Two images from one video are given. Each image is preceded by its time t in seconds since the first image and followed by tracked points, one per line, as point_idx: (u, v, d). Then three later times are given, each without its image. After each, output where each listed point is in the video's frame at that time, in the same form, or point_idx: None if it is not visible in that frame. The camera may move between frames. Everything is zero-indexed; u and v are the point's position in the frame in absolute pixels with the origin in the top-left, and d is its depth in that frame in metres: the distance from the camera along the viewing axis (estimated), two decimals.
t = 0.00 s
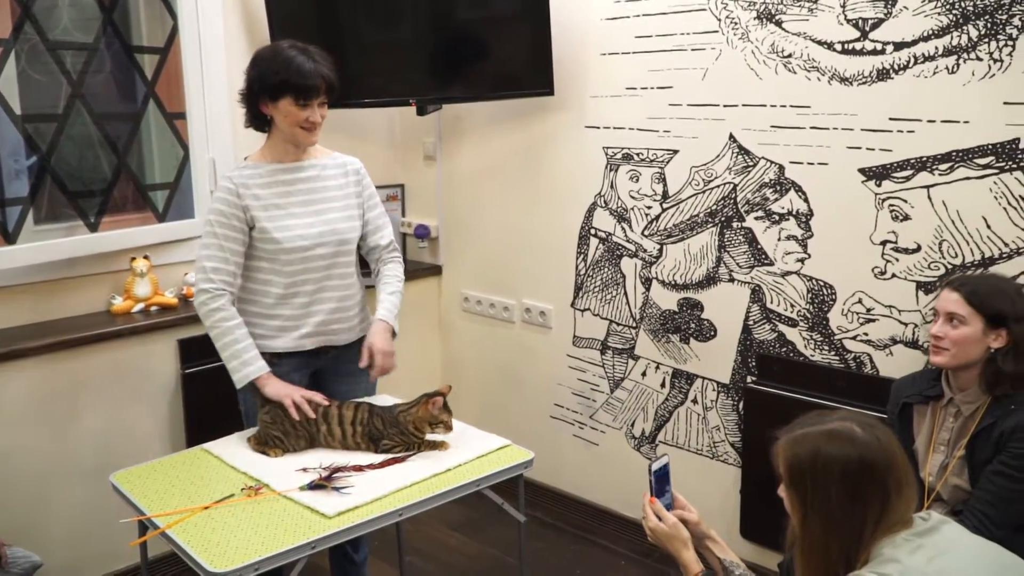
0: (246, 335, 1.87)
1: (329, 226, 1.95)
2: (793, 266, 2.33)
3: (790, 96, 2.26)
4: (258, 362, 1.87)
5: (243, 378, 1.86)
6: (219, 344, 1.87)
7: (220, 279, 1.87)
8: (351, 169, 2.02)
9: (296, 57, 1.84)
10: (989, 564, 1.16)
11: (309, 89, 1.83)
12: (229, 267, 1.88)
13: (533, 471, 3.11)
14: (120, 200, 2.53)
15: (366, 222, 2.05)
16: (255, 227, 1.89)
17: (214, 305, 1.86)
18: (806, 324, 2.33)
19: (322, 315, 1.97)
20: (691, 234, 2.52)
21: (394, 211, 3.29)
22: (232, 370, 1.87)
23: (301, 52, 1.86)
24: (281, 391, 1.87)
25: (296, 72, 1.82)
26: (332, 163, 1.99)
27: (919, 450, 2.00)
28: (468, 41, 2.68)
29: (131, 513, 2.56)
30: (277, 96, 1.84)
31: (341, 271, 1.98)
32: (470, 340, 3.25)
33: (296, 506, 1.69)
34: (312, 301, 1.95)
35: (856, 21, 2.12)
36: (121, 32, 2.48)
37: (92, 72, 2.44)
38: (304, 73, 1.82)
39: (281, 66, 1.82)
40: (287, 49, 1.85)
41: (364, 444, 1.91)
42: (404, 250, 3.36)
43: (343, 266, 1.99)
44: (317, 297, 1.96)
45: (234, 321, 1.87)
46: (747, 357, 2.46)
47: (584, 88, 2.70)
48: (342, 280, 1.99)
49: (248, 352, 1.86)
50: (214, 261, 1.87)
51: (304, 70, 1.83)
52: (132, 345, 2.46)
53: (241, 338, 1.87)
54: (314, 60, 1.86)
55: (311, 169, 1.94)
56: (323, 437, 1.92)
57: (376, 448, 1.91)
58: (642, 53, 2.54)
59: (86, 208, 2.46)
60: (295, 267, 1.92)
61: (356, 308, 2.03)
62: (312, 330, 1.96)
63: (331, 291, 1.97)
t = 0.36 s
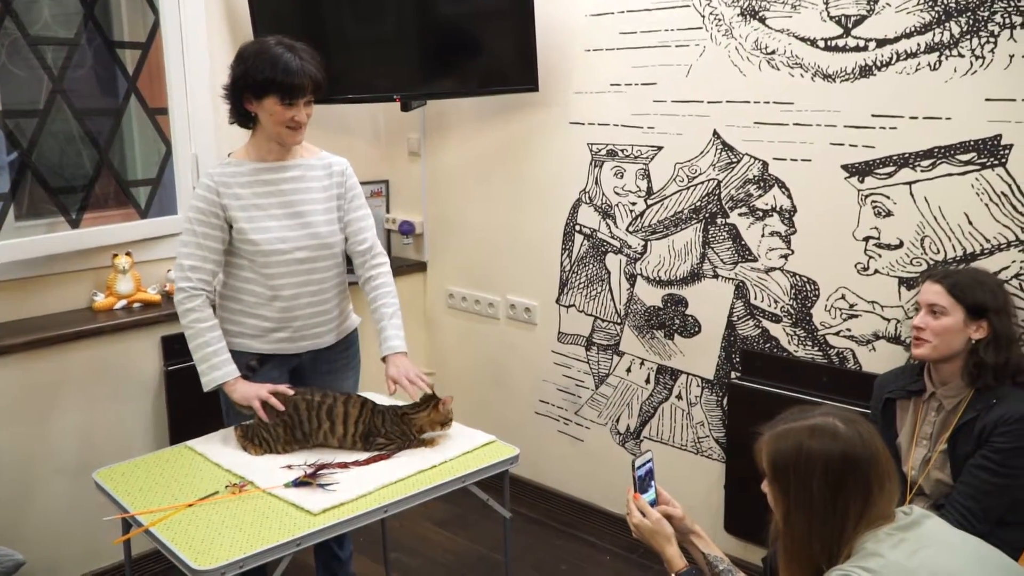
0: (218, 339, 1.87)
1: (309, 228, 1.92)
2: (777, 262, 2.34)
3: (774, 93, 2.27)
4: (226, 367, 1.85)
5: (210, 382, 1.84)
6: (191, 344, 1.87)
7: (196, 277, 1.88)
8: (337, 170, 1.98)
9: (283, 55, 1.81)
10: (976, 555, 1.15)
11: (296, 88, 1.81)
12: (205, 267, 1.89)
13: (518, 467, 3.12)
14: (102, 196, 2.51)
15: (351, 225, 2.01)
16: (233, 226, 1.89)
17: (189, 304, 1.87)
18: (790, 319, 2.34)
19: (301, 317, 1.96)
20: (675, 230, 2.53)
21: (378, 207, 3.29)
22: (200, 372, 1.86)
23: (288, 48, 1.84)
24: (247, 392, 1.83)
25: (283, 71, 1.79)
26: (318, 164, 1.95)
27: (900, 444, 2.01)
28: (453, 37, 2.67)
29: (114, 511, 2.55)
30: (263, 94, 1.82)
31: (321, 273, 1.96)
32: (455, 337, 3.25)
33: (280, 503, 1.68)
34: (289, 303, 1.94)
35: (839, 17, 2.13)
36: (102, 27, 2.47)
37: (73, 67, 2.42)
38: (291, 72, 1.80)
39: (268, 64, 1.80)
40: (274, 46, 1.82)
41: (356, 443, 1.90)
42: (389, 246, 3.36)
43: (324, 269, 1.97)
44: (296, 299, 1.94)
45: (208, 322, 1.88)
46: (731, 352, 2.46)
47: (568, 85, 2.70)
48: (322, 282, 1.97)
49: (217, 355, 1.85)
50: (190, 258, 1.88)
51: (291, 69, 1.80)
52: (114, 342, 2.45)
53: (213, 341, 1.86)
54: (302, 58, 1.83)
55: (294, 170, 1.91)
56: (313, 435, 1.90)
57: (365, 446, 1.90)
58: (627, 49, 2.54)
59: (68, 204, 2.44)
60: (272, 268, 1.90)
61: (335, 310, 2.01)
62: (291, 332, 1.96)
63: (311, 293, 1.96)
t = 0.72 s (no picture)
0: (211, 340, 1.90)
1: (299, 231, 1.91)
2: (770, 259, 2.34)
3: (767, 90, 2.27)
4: (218, 369, 1.89)
5: (200, 380, 1.88)
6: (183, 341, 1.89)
7: (189, 275, 1.89)
8: (332, 172, 1.96)
9: (283, 54, 1.80)
10: (967, 550, 1.15)
11: (295, 87, 1.80)
12: (199, 266, 1.90)
13: (512, 464, 3.12)
14: (94, 192, 2.51)
15: (343, 228, 1.99)
16: (224, 225, 1.89)
17: (182, 303, 1.89)
18: (783, 316, 2.35)
19: (289, 317, 1.95)
20: (668, 227, 2.53)
21: (372, 203, 3.28)
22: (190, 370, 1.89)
23: (289, 47, 1.83)
24: (235, 394, 1.87)
25: (283, 70, 1.78)
26: (313, 166, 1.93)
27: (892, 440, 2.02)
28: (446, 34, 2.67)
29: (106, 508, 2.54)
30: (262, 93, 1.81)
31: (309, 276, 1.95)
32: (448, 334, 3.25)
33: (274, 500, 1.68)
34: (278, 304, 1.93)
35: (832, 15, 2.13)
36: (95, 23, 2.46)
37: (65, 63, 2.41)
38: (291, 71, 1.79)
39: (268, 62, 1.79)
40: (274, 45, 1.81)
41: (351, 440, 1.90)
42: (382, 243, 3.35)
43: (313, 272, 1.95)
44: (285, 300, 1.94)
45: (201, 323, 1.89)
46: (724, 349, 2.47)
47: (562, 82, 2.70)
48: (311, 284, 1.96)
49: (209, 356, 1.88)
50: (184, 256, 1.89)
51: (291, 67, 1.79)
52: (106, 338, 2.44)
53: (206, 342, 1.89)
54: (302, 57, 1.82)
55: (287, 171, 1.90)
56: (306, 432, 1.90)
57: (358, 445, 1.91)
58: (621, 46, 2.54)
59: (60, 200, 2.43)
60: (260, 269, 1.90)
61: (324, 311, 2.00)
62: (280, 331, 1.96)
63: (299, 295, 1.95)
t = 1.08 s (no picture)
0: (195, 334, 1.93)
1: (294, 227, 1.91)
2: (769, 258, 2.35)
3: (767, 89, 2.28)
4: (199, 363, 1.92)
5: (180, 372, 1.92)
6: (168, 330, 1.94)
7: (180, 267, 1.93)
8: (330, 170, 1.94)
9: (279, 50, 1.81)
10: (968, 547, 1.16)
11: (291, 83, 1.80)
12: (192, 259, 1.94)
13: (511, 462, 3.12)
14: (94, 190, 2.51)
15: (337, 227, 1.94)
16: (222, 220, 1.91)
17: (171, 293, 1.93)
18: (782, 314, 2.35)
19: (286, 314, 1.95)
20: (668, 225, 2.53)
21: (371, 202, 3.28)
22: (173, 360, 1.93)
23: (284, 44, 1.83)
24: (216, 389, 1.90)
25: (279, 67, 1.79)
26: (312, 163, 1.92)
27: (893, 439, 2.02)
28: (445, 32, 2.67)
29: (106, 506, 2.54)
30: (258, 91, 1.81)
31: (305, 273, 1.94)
32: (448, 332, 3.25)
33: (274, 498, 1.68)
34: (274, 301, 1.94)
35: (831, 14, 2.14)
36: (95, 21, 2.46)
37: (65, 60, 2.41)
38: (286, 67, 1.79)
39: (264, 60, 1.79)
40: (271, 42, 1.82)
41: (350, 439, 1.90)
42: (382, 241, 3.35)
43: (308, 270, 1.95)
44: (281, 296, 1.94)
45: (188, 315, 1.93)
46: (724, 347, 2.47)
47: (562, 80, 2.70)
48: (306, 282, 1.95)
49: (192, 349, 1.92)
50: (178, 247, 1.93)
51: (287, 64, 1.80)
52: (106, 336, 2.44)
53: (190, 335, 1.92)
54: (297, 55, 1.82)
55: (285, 168, 1.90)
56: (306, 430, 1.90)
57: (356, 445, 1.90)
58: (621, 44, 2.54)
59: (60, 198, 2.43)
60: (256, 264, 1.91)
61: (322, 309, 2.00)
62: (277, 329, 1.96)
63: (295, 292, 1.95)
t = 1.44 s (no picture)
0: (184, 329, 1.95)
1: (292, 224, 1.90)
2: (767, 258, 2.35)
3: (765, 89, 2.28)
4: (187, 357, 1.94)
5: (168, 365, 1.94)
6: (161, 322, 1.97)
7: (175, 264, 1.94)
8: (329, 167, 1.94)
9: (274, 49, 1.81)
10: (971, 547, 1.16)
11: (286, 82, 1.80)
12: (187, 257, 1.95)
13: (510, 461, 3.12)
14: (92, 189, 2.50)
15: (335, 223, 1.94)
16: (220, 217, 1.91)
17: (165, 288, 1.95)
18: (780, 314, 2.35)
19: (284, 311, 1.95)
20: (666, 225, 2.54)
21: (369, 201, 3.28)
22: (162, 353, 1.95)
23: (281, 43, 1.83)
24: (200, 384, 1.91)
25: (274, 66, 1.79)
26: (310, 160, 1.92)
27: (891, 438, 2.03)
28: (444, 31, 2.67)
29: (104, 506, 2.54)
30: (255, 89, 1.81)
31: (303, 270, 1.94)
32: (446, 331, 3.25)
33: (273, 498, 1.68)
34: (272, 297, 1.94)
35: (830, 14, 2.14)
36: (94, 20, 2.46)
37: (63, 59, 2.41)
38: (281, 66, 1.79)
39: (260, 58, 1.79)
40: (267, 40, 1.82)
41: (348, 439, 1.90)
42: (381, 240, 3.35)
43: (307, 267, 1.95)
44: (279, 294, 1.93)
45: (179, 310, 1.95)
46: (721, 347, 2.48)
47: (560, 80, 2.70)
48: (304, 278, 1.95)
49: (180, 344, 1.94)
50: (174, 245, 1.94)
51: (282, 63, 1.80)
52: (103, 336, 2.43)
53: (179, 330, 1.95)
54: (293, 53, 1.82)
55: (283, 165, 1.90)
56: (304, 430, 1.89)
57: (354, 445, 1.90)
58: (619, 44, 2.55)
59: (58, 197, 2.43)
60: (255, 261, 1.91)
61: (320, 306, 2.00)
62: (275, 326, 1.96)
63: (293, 289, 1.94)
